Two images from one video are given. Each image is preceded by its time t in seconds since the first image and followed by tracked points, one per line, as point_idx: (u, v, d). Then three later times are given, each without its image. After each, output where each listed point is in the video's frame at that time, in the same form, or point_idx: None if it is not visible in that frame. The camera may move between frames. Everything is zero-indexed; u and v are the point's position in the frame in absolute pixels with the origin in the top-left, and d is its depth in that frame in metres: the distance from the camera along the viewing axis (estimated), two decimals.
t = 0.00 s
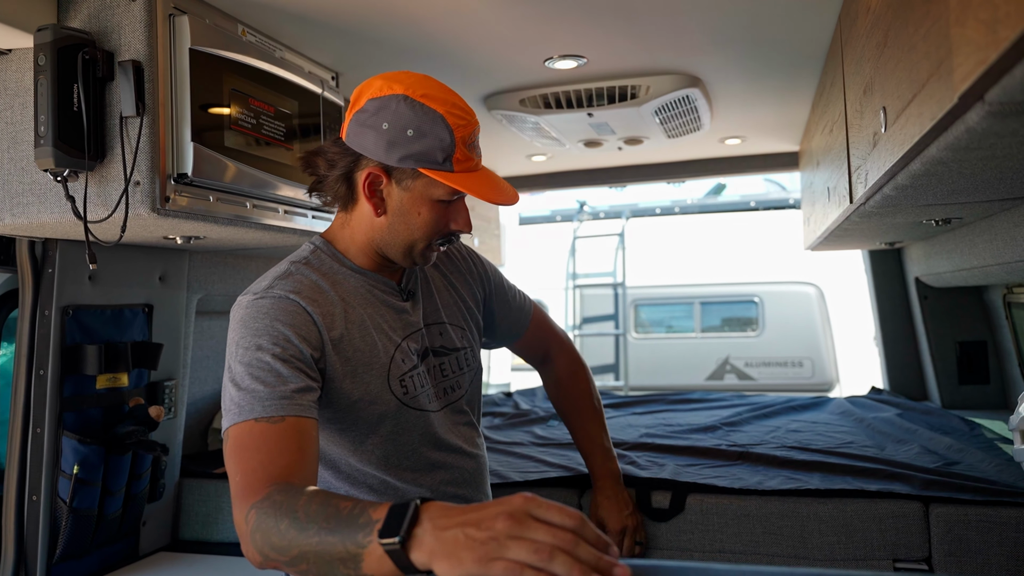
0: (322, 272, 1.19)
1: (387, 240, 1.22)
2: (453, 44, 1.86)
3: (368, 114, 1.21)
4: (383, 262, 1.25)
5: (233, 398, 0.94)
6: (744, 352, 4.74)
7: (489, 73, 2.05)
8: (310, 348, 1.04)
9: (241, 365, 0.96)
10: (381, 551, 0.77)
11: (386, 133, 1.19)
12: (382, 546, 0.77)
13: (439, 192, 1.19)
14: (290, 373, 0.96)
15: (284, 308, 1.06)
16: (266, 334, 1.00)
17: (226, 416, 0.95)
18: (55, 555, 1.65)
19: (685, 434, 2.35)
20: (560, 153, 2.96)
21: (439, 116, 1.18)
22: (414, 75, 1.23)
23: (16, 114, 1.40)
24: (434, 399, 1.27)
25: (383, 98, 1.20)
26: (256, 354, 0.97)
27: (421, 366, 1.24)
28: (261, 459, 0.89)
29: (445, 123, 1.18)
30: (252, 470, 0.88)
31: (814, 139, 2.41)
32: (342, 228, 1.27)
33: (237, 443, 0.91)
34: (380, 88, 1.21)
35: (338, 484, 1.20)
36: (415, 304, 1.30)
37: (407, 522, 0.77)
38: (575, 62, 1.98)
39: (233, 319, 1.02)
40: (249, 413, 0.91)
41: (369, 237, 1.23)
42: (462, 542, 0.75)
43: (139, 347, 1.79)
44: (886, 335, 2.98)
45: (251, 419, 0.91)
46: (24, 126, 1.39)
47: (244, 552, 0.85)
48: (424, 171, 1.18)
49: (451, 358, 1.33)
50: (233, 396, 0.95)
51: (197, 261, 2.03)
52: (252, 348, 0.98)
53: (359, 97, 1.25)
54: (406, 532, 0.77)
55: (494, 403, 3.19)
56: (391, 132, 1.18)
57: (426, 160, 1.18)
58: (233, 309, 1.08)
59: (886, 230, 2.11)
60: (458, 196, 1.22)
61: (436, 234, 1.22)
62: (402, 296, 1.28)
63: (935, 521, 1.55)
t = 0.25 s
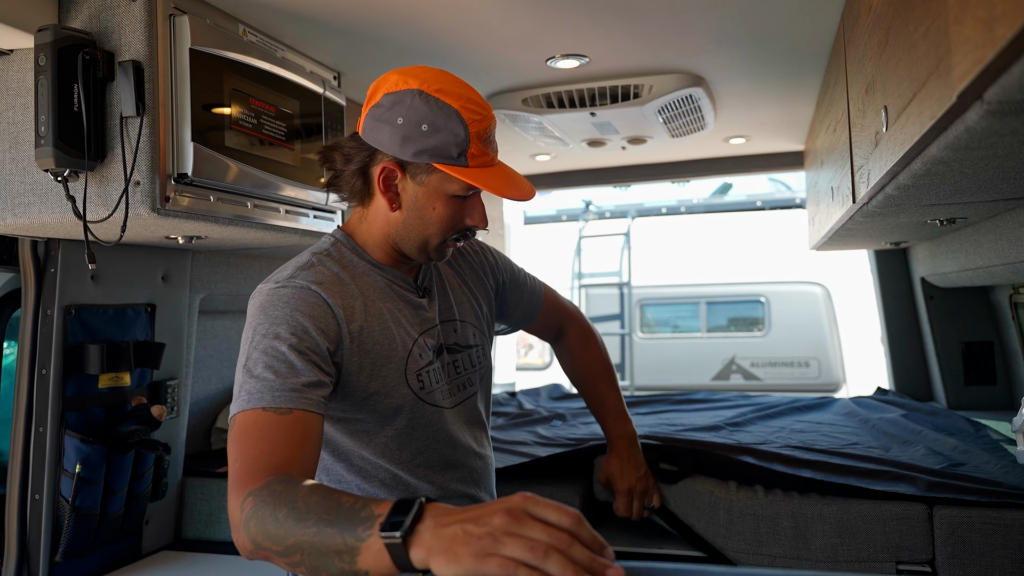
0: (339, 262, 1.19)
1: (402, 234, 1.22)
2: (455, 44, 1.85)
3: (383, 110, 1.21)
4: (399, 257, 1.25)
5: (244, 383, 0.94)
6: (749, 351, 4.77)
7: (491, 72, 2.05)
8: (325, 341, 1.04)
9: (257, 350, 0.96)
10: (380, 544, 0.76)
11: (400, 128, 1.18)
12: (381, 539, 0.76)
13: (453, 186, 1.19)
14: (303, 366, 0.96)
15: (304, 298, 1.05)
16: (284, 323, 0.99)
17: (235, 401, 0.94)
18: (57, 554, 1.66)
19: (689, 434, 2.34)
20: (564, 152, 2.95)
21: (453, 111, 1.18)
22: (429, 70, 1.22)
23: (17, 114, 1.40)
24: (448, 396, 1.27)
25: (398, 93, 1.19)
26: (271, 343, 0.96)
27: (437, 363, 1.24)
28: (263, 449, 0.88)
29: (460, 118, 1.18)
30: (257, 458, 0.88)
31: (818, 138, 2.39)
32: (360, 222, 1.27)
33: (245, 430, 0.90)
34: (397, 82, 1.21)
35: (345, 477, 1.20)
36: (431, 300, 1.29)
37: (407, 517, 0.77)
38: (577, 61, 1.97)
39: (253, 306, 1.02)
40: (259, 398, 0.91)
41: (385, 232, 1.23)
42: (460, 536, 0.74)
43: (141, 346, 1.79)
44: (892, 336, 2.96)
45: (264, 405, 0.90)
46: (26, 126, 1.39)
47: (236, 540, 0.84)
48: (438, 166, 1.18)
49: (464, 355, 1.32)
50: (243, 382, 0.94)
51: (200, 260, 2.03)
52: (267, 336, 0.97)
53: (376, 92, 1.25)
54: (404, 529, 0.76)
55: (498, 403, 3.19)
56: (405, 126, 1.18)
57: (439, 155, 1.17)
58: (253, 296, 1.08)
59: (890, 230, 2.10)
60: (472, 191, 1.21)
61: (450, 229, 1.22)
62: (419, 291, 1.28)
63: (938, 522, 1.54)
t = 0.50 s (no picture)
0: (380, 248, 1.16)
1: (435, 226, 1.21)
2: (461, 41, 1.85)
3: (421, 102, 1.21)
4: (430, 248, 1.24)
5: (286, 373, 0.92)
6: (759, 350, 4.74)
7: (497, 69, 2.04)
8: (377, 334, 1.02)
9: (305, 336, 0.95)
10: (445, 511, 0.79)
11: (439, 120, 1.18)
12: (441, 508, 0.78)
13: (489, 178, 1.19)
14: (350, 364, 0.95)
15: (354, 286, 1.03)
16: (334, 313, 0.97)
17: (270, 388, 0.93)
18: (63, 548, 1.67)
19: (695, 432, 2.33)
20: (570, 150, 2.95)
21: (491, 103, 1.18)
22: (465, 63, 1.23)
23: (24, 111, 1.41)
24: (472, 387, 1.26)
25: (436, 85, 1.20)
26: (323, 331, 0.95)
27: (465, 355, 1.24)
28: (293, 437, 0.88)
29: (497, 111, 1.19)
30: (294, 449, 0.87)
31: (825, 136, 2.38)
32: (389, 212, 1.26)
33: (278, 421, 0.90)
34: (433, 74, 1.21)
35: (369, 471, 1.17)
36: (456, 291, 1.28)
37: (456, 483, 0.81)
38: (583, 58, 1.97)
39: (301, 292, 1.00)
40: (299, 390, 0.90)
41: (417, 223, 1.23)
42: (502, 500, 0.78)
43: (148, 342, 1.80)
44: (901, 335, 2.94)
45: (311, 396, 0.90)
46: (32, 122, 1.40)
47: (261, 533, 0.84)
48: (476, 158, 1.18)
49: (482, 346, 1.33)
50: (288, 373, 0.93)
51: (207, 257, 2.04)
52: (312, 326, 0.95)
53: (411, 84, 1.25)
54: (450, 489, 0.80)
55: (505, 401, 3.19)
56: (443, 118, 1.18)
57: (478, 147, 1.18)
58: (297, 280, 1.05)
59: (898, 228, 2.09)
60: (504, 184, 1.22)
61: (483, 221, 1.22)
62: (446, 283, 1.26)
63: (944, 522, 1.48)
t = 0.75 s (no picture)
0: (395, 236, 1.17)
1: (430, 216, 1.21)
2: (458, 26, 1.84)
3: (420, 90, 1.19)
4: (423, 236, 1.25)
5: (430, 373, 1.01)
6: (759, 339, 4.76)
7: (495, 54, 2.03)
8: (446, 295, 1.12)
9: (427, 332, 1.02)
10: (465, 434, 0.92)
11: (438, 110, 1.17)
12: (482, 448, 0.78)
13: (486, 169, 1.19)
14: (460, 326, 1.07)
15: (429, 276, 1.09)
16: (442, 309, 1.05)
17: (417, 390, 1.01)
18: (61, 533, 1.68)
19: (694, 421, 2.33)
20: (570, 137, 2.94)
21: (491, 95, 1.19)
22: (463, 51, 1.23)
23: (16, 96, 1.40)
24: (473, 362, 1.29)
25: (436, 73, 1.19)
26: (430, 322, 1.03)
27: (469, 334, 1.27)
28: (496, 425, 1.04)
29: (496, 103, 1.19)
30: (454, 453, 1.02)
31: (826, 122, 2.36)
32: (379, 198, 1.24)
33: (469, 421, 1.02)
34: (432, 62, 1.21)
35: (365, 470, 1.14)
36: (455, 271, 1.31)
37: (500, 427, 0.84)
38: (581, 43, 1.95)
39: (400, 293, 1.03)
40: (454, 387, 1.02)
41: (411, 212, 1.22)
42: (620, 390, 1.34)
43: (144, 328, 1.80)
44: (901, 323, 2.94)
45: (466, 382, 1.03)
46: (24, 108, 1.39)
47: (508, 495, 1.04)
48: (472, 148, 1.18)
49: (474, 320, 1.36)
50: (429, 374, 1.01)
51: (204, 244, 2.04)
52: (431, 325, 1.03)
53: (408, 72, 1.23)
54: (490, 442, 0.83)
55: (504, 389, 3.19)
56: (442, 109, 1.17)
57: (475, 139, 1.17)
58: (365, 275, 1.06)
59: (898, 215, 2.08)
60: (499, 173, 1.23)
61: (475, 211, 1.23)
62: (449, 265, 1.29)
63: (939, 509, 1.40)
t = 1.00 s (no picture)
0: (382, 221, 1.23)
1: (402, 191, 1.29)
2: (446, 12, 1.83)
3: (374, 69, 1.25)
4: (398, 212, 1.32)
5: (448, 328, 1.12)
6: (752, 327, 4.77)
7: (485, 41, 2.02)
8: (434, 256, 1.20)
9: (438, 289, 1.11)
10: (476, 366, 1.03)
11: (394, 86, 1.24)
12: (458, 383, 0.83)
13: (450, 141, 1.26)
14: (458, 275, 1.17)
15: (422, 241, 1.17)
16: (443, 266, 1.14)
17: (440, 347, 1.12)
18: (49, 521, 1.68)
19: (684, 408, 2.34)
20: (562, 124, 2.93)
21: (444, 66, 1.25)
22: (414, 29, 1.30)
23: None
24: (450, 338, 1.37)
25: (388, 51, 1.25)
26: (437, 282, 1.11)
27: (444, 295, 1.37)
28: (518, 348, 1.17)
29: (451, 74, 1.25)
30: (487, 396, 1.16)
31: (817, 110, 2.36)
32: (352, 181, 1.32)
33: (487, 356, 1.14)
34: (383, 41, 1.27)
35: (367, 454, 1.19)
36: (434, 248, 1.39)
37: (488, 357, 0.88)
38: (570, 30, 1.94)
39: (406, 263, 1.10)
40: (468, 338, 1.13)
41: (384, 189, 1.30)
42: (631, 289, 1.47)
43: (132, 316, 1.79)
44: (892, 311, 2.94)
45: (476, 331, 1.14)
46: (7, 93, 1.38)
47: (542, 404, 1.22)
48: (433, 121, 1.25)
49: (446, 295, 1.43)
50: (450, 330, 1.12)
51: (192, 231, 2.03)
52: (440, 283, 1.12)
53: (361, 53, 1.30)
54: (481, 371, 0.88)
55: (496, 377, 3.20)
56: (398, 85, 1.23)
57: (435, 110, 1.24)
58: (367, 255, 1.11)
59: (888, 203, 2.08)
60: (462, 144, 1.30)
61: (443, 182, 1.30)
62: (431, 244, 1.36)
63: (925, 496, 1.40)
